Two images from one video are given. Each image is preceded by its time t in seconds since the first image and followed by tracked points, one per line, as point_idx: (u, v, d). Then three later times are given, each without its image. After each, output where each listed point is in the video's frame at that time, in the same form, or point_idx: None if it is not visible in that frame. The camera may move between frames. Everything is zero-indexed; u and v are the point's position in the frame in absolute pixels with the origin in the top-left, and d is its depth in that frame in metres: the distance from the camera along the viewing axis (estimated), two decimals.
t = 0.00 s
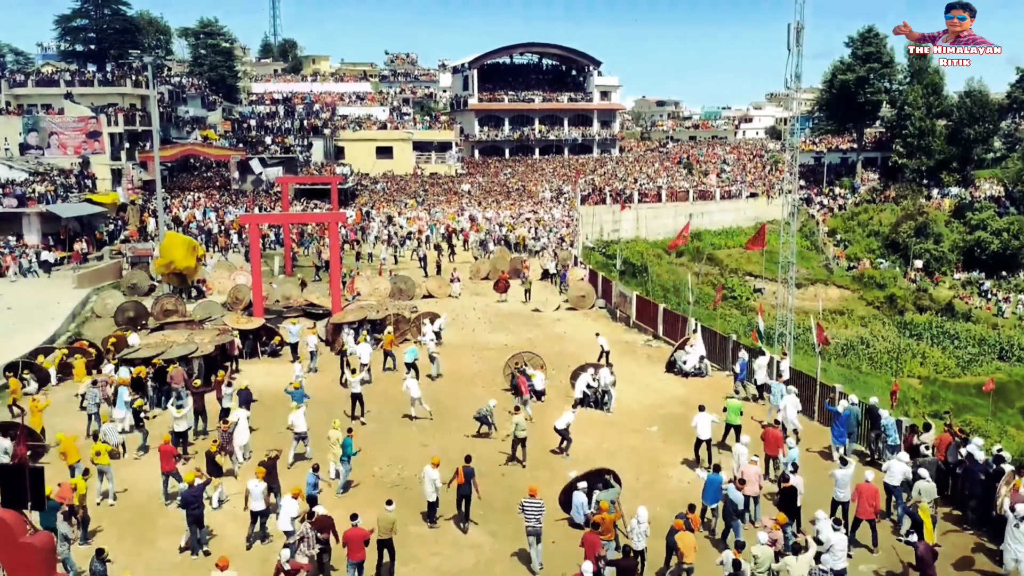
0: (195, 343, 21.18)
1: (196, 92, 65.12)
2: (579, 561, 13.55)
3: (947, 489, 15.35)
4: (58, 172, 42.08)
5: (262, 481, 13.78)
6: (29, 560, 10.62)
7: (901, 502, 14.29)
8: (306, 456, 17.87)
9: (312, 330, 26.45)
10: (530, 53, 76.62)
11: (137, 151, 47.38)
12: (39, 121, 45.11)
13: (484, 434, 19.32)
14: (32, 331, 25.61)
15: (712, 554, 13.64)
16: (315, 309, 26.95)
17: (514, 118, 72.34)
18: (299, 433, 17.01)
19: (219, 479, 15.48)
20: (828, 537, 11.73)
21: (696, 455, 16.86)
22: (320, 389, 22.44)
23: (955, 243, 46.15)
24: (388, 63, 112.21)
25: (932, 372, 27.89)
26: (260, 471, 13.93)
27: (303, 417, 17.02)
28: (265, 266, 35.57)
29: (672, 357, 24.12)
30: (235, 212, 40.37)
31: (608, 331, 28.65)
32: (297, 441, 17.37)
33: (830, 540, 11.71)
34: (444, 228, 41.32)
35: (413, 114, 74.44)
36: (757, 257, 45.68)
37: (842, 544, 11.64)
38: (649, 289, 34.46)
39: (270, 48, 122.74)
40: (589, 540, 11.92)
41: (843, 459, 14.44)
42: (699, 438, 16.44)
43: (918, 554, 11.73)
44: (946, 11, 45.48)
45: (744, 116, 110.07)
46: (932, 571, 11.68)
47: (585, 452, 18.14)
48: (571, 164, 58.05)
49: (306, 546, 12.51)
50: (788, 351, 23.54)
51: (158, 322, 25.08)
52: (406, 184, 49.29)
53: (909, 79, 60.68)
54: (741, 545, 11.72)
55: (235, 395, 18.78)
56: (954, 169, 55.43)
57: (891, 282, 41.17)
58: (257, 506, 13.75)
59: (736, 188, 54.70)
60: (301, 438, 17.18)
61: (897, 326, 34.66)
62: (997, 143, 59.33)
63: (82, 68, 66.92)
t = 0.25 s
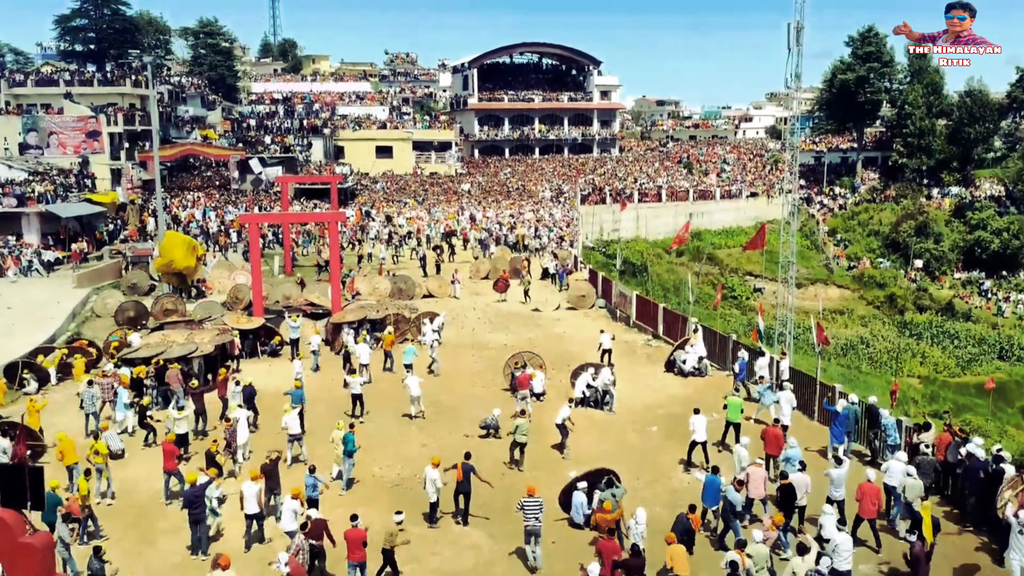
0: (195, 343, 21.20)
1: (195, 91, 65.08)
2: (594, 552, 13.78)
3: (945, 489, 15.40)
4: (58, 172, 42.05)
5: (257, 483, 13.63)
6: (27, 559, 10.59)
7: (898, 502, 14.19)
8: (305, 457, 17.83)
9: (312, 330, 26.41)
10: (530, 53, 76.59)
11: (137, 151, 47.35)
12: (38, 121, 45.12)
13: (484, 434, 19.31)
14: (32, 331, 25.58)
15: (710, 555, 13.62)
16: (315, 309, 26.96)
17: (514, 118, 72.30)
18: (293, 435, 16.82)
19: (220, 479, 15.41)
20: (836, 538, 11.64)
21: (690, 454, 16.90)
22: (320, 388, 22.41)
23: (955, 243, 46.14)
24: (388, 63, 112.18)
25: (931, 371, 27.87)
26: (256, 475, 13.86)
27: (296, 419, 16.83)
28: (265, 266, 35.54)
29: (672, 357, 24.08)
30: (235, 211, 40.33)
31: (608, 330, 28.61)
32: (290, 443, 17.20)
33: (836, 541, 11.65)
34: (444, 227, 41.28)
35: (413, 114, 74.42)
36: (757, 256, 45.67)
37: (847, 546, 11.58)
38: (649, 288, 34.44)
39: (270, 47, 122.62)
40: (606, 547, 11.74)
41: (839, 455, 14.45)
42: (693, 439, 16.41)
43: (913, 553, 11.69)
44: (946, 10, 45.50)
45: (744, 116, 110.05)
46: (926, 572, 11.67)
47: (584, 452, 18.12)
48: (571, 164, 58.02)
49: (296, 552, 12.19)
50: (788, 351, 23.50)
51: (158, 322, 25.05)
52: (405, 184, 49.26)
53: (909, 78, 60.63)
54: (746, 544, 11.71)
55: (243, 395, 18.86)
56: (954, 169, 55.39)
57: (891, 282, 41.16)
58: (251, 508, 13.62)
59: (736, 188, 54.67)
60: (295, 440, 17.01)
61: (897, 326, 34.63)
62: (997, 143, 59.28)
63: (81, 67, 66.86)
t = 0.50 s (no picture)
0: (195, 346, 21.25)
1: (196, 94, 65.12)
2: (597, 552, 13.85)
3: (945, 490, 15.41)
4: (59, 175, 42.11)
5: (252, 487, 13.52)
6: (28, 561, 10.60)
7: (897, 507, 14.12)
8: (306, 459, 17.83)
9: (313, 332, 26.43)
10: (530, 55, 76.64)
11: (138, 154, 47.42)
12: (39, 124, 45.14)
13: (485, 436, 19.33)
14: (33, 333, 25.59)
15: (711, 558, 13.63)
16: (316, 312, 26.97)
17: (514, 120, 72.32)
18: (290, 440, 16.64)
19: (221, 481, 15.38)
20: (837, 541, 11.62)
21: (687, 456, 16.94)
22: (320, 390, 22.43)
23: (956, 245, 46.11)
24: (389, 65, 112.27)
25: (932, 373, 27.85)
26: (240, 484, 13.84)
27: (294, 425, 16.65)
28: (265, 268, 35.55)
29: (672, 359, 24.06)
30: (235, 214, 40.34)
31: (608, 333, 28.60)
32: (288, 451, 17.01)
33: (837, 544, 11.63)
34: (444, 230, 41.27)
35: (413, 117, 74.48)
36: (758, 259, 45.66)
37: (850, 548, 11.54)
38: (649, 291, 34.44)
39: (271, 51, 122.76)
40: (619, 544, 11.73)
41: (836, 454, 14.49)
42: (691, 440, 16.44)
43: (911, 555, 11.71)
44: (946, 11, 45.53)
45: (745, 118, 110.10)
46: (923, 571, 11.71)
47: (584, 454, 18.13)
48: (572, 166, 58.04)
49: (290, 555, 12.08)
50: (789, 353, 23.49)
51: (159, 324, 25.07)
52: (406, 186, 49.28)
53: (909, 80, 60.62)
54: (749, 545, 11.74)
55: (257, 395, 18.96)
56: (954, 171, 55.37)
57: (892, 284, 41.14)
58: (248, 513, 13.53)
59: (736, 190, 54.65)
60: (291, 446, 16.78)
61: (898, 328, 34.59)
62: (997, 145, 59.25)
63: (83, 70, 66.95)
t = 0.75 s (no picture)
0: (194, 346, 21.25)
1: (195, 94, 65.09)
2: (595, 551, 13.89)
3: (942, 490, 15.44)
4: (58, 175, 42.08)
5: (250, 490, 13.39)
6: (27, 561, 10.60)
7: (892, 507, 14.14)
8: (305, 460, 17.83)
9: (312, 332, 26.42)
10: (530, 56, 76.66)
11: (137, 155, 47.40)
12: (38, 124, 45.10)
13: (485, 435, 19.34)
14: (32, 334, 25.58)
15: (710, 559, 13.65)
16: (315, 313, 26.98)
17: (514, 121, 72.34)
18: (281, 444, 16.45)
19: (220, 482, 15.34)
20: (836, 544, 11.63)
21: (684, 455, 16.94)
22: (320, 391, 22.45)
23: (955, 246, 46.16)
24: (388, 66, 112.28)
25: (931, 374, 27.88)
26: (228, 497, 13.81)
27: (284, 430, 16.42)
28: (264, 269, 35.56)
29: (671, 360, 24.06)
30: (235, 215, 40.34)
31: (608, 333, 28.61)
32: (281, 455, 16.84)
33: (836, 548, 11.64)
34: (443, 231, 41.27)
35: (412, 117, 74.51)
36: (757, 260, 45.70)
37: (848, 550, 11.56)
38: (649, 291, 34.47)
39: (270, 51, 122.74)
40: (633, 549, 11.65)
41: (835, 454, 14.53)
42: (686, 441, 16.45)
43: (907, 557, 11.68)
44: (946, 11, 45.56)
45: (744, 119, 110.17)
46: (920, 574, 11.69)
47: (584, 454, 18.13)
48: (571, 167, 58.07)
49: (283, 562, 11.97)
50: (788, 354, 23.51)
51: (157, 324, 25.06)
52: (406, 187, 49.29)
53: (908, 81, 60.67)
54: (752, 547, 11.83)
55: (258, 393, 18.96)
56: (954, 172, 55.41)
57: (891, 285, 41.18)
58: (245, 516, 13.37)
59: (736, 191, 54.66)
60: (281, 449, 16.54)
61: (897, 329, 34.61)
62: (997, 145, 59.30)
63: (82, 70, 66.92)
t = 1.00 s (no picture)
0: (193, 347, 21.23)
1: (195, 95, 65.10)
2: (594, 552, 13.94)
3: (940, 489, 15.45)
4: (58, 176, 42.08)
5: (250, 494, 13.34)
6: (28, 562, 10.59)
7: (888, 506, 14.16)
8: (304, 460, 17.84)
9: (312, 332, 26.44)
10: (529, 57, 76.69)
11: (137, 155, 47.40)
12: (38, 125, 45.07)
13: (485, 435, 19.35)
14: (31, 335, 25.58)
15: (709, 558, 13.66)
16: (315, 313, 27.00)
17: (513, 121, 72.37)
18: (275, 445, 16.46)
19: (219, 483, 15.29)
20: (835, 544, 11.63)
21: (678, 456, 16.95)
22: (320, 391, 22.46)
23: (954, 246, 46.19)
24: (388, 66, 112.33)
25: (931, 374, 27.90)
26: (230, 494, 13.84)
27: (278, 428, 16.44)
28: (264, 270, 35.56)
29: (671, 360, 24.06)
30: (234, 215, 40.35)
31: (607, 334, 28.62)
32: (274, 456, 16.79)
33: (835, 547, 11.63)
34: (443, 231, 41.28)
35: (412, 118, 74.54)
36: (756, 260, 45.75)
37: (848, 548, 11.56)
38: (648, 291, 34.49)
39: (269, 51, 122.78)
40: (645, 551, 11.54)
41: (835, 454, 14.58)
42: (679, 442, 16.48)
43: (906, 558, 11.61)
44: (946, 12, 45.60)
45: (743, 119, 110.24)
46: None
47: (583, 454, 18.14)
48: (571, 167, 58.09)
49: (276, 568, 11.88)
50: (788, 354, 23.52)
51: (157, 325, 25.05)
52: (405, 187, 49.30)
53: (907, 82, 60.70)
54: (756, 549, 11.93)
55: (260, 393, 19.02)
56: (953, 171, 55.43)
57: (891, 285, 41.21)
58: (244, 520, 13.30)
59: (735, 191, 54.68)
60: (274, 449, 16.59)
61: (896, 329, 34.62)
62: (996, 145, 59.34)
63: (81, 72, 66.94)
